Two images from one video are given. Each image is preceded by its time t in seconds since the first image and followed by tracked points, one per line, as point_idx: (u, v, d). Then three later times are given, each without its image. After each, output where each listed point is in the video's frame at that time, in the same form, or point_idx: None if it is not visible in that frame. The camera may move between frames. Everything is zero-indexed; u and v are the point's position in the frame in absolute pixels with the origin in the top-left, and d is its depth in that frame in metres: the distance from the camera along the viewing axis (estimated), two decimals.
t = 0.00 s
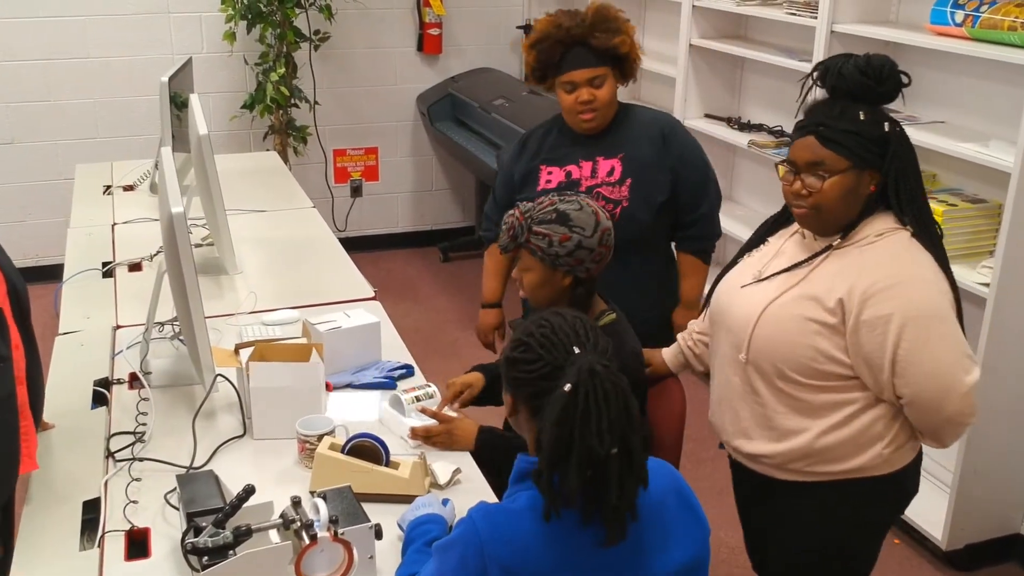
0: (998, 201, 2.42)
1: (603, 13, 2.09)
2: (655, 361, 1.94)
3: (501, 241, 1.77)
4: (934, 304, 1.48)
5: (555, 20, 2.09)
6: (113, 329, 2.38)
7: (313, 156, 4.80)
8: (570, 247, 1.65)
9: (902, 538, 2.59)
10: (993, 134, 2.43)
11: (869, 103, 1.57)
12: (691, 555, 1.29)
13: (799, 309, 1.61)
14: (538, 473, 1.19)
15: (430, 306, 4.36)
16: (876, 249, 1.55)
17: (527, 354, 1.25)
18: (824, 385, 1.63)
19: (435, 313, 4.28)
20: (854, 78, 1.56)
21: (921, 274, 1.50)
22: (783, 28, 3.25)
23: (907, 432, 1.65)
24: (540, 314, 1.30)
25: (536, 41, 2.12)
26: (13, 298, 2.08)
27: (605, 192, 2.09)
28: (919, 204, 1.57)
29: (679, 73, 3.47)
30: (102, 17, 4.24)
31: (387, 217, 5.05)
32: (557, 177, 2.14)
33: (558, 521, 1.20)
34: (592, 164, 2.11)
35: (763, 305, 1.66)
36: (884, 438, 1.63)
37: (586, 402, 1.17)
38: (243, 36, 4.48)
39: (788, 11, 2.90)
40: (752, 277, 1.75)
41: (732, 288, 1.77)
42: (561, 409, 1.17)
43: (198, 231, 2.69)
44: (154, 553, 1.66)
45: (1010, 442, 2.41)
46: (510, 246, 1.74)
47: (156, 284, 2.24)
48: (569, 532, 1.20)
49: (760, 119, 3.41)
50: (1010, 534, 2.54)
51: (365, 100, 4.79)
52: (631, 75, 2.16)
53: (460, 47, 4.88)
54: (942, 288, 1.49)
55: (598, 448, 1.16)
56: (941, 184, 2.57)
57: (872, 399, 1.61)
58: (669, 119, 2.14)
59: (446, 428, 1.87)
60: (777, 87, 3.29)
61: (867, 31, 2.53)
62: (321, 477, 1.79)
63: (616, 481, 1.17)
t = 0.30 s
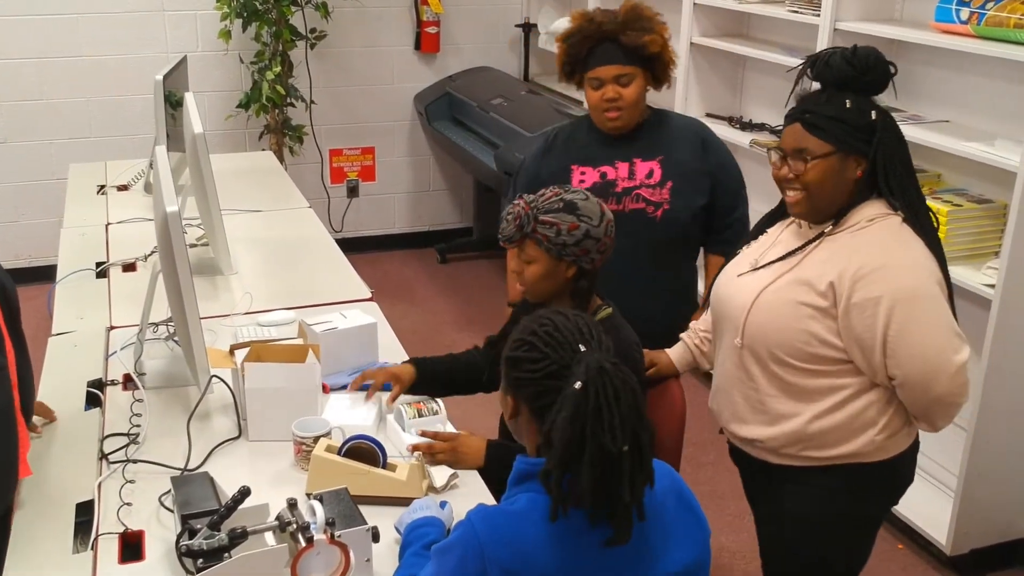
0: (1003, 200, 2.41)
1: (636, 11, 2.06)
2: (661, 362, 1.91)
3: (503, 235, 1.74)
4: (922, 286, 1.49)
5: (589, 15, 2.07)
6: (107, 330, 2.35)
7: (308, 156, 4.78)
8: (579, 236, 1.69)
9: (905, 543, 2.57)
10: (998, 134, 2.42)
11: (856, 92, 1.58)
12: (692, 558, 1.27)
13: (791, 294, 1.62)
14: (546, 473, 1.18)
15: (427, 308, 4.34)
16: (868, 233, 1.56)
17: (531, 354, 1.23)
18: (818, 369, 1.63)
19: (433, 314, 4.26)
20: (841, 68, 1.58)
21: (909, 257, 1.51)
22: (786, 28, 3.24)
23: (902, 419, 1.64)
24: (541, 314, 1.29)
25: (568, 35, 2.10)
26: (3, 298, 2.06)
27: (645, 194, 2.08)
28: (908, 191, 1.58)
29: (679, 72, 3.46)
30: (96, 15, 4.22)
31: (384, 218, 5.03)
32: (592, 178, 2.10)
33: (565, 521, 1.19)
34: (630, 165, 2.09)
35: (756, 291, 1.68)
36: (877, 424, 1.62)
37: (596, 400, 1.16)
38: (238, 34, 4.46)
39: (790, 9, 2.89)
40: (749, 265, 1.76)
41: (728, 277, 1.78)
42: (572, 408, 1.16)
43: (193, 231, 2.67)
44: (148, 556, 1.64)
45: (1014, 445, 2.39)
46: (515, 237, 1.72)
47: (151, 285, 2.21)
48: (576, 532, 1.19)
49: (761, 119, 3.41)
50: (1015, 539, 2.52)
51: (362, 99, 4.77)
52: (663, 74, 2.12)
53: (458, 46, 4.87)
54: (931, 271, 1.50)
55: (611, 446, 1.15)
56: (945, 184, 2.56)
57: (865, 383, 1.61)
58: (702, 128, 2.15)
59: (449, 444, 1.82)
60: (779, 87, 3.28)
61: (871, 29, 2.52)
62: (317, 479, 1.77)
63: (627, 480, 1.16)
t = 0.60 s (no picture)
0: (1009, 203, 2.39)
1: (613, 18, 2.01)
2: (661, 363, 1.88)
3: (508, 235, 1.73)
4: (922, 277, 1.47)
5: (564, 22, 2.03)
6: (102, 333, 2.33)
7: (305, 157, 4.75)
8: (586, 236, 1.68)
9: (909, 550, 2.55)
10: (1005, 135, 2.40)
11: (859, 91, 1.56)
12: (695, 567, 1.25)
13: (791, 281, 1.60)
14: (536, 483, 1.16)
15: (424, 310, 4.32)
16: (874, 226, 1.54)
17: (526, 361, 1.21)
18: (814, 359, 1.61)
19: (431, 317, 4.23)
20: (844, 67, 1.56)
21: (911, 248, 1.50)
22: (789, 27, 3.22)
23: (895, 419, 1.62)
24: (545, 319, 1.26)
25: (547, 42, 2.07)
26: None
27: (631, 206, 2.05)
28: (907, 191, 1.56)
29: (680, 72, 3.43)
30: (91, 15, 4.19)
31: (381, 219, 5.00)
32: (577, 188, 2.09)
33: (560, 533, 1.16)
34: (615, 176, 2.06)
35: (755, 280, 1.66)
36: (869, 422, 1.60)
37: (583, 414, 1.13)
38: (234, 34, 4.43)
39: (793, 9, 2.87)
40: (752, 257, 1.74)
41: (729, 268, 1.77)
42: (556, 422, 1.14)
43: (189, 234, 2.65)
44: (144, 562, 1.62)
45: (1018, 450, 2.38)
46: (521, 238, 1.71)
47: (146, 288, 2.19)
48: (568, 544, 1.16)
49: (764, 120, 3.39)
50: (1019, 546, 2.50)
51: (359, 99, 4.75)
52: (647, 81, 2.06)
53: (457, 46, 4.84)
54: (930, 264, 1.49)
55: (597, 461, 1.12)
56: (950, 186, 2.54)
57: (861, 377, 1.59)
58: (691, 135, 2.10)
59: (473, 436, 1.80)
60: (782, 87, 3.26)
61: (875, 28, 2.50)
62: (316, 485, 1.75)
63: (615, 495, 1.13)
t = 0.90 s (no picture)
0: (1013, 207, 2.37)
1: (528, 23, 1.97)
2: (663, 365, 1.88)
3: (522, 238, 1.69)
4: (894, 292, 1.43)
5: (477, 28, 1.98)
6: (96, 338, 2.30)
7: (301, 159, 4.72)
8: (602, 238, 1.67)
9: (913, 558, 2.53)
10: (1009, 138, 2.37)
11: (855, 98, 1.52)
12: None
13: (768, 288, 1.58)
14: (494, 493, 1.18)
15: (423, 313, 4.29)
16: (859, 238, 1.50)
17: (504, 370, 1.21)
18: (787, 372, 1.58)
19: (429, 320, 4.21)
20: (838, 74, 1.52)
21: (894, 262, 1.46)
22: (791, 28, 3.19)
23: (869, 441, 1.58)
24: (553, 326, 1.22)
25: (459, 48, 2.02)
26: None
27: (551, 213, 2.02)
28: (902, 202, 1.52)
29: (681, 73, 3.41)
30: (86, 15, 4.17)
31: (379, 222, 4.98)
32: (494, 198, 2.04)
33: (535, 549, 1.16)
34: (531, 183, 2.03)
35: (738, 286, 1.64)
36: (840, 443, 1.57)
37: (532, 436, 1.13)
38: (230, 35, 4.41)
39: (794, 10, 2.85)
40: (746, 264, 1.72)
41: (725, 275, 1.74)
42: (506, 439, 1.15)
43: (184, 237, 2.63)
44: (138, 570, 1.59)
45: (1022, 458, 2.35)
46: (535, 242, 1.67)
47: (140, 292, 2.17)
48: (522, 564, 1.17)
49: (765, 122, 3.36)
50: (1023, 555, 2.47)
51: (356, 100, 4.72)
52: (563, 87, 2.03)
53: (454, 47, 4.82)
54: (910, 279, 1.45)
55: (537, 487, 1.12)
56: (953, 190, 2.52)
57: (831, 395, 1.56)
58: (610, 136, 2.09)
59: (478, 394, 1.64)
60: (784, 88, 3.24)
61: (878, 31, 2.48)
62: (312, 494, 1.72)
63: (557, 522, 1.13)
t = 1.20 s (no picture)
0: (1018, 211, 2.34)
1: (478, 27, 1.99)
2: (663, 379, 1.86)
3: (529, 239, 1.74)
4: (890, 329, 1.35)
5: (427, 35, 2.00)
6: (90, 343, 2.28)
7: (297, 162, 4.70)
8: (608, 235, 1.71)
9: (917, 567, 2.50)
10: (1014, 141, 2.35)
11: (826, 118, 1.47)
12: None
13: (758, 325, 1.52)
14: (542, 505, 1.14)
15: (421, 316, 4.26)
16: (854, 269, 1.43)
17: (527, 382, 1.18)
18: (781, 413, 1.53)
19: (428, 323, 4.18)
20: (808, 94, 1.48)
21: (892, 296, 1.38)
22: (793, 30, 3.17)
23: (868, 483, 1.51)
24: (549, 334, 1.23)
25: (410, 54, 2.03)
26: None
27: (511, 218, 2.05)
28: (890, 220, 1.44)
29: (682, 75, 3.39)
30: (80, 17, 4.14)
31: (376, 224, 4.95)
32: (452, 204, 2.07)
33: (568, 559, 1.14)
34: (491, 188, 2.06)
35: (727, 321, 1.58)
36: (840, 484, 1.51)
37: (591, 435, 1.11)
38: (225, 36, 4.38)
39: (796, 11, 2.82)
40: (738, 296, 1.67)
41: (715, 306, 1.69)
42: (564, 444, 1.11)
43: (179, 241, 2.60)
44: None
45: None
46: (544, 241, 1.72)
47: (135, 297, 2.14)
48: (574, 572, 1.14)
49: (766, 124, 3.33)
50: None
51: (353, 102, 4.69)
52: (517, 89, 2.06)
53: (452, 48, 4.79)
54: (911, 315, 1.37)
55: (606, 486, 1.10)
56: (958, 194, 2.49)
57: (829, 436, 1.50)
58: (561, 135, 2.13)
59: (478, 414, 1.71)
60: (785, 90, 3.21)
61: (882, 33, 2.45)
62: (308, 502, 1.70)
63: (624, 518, 1.11)
